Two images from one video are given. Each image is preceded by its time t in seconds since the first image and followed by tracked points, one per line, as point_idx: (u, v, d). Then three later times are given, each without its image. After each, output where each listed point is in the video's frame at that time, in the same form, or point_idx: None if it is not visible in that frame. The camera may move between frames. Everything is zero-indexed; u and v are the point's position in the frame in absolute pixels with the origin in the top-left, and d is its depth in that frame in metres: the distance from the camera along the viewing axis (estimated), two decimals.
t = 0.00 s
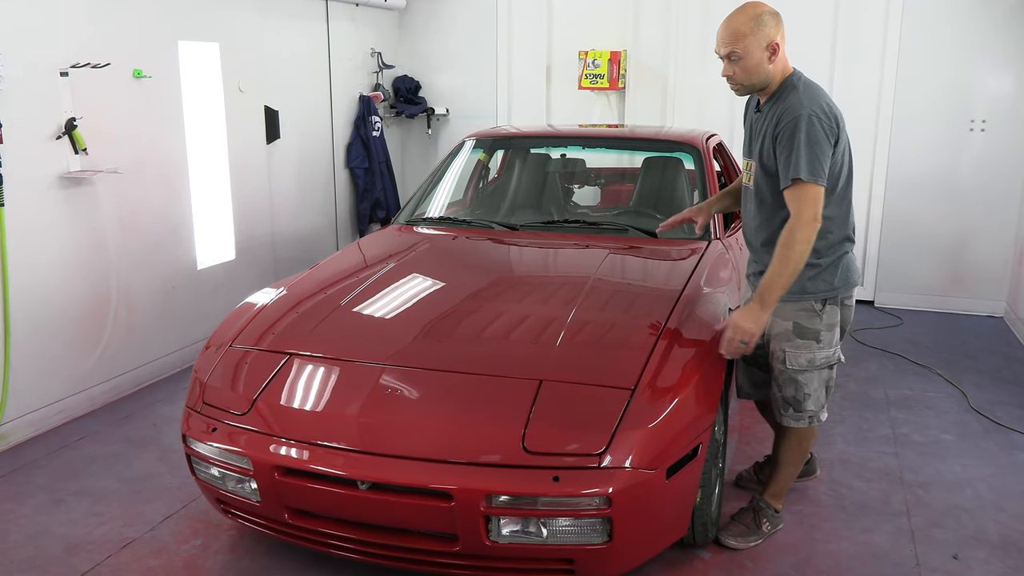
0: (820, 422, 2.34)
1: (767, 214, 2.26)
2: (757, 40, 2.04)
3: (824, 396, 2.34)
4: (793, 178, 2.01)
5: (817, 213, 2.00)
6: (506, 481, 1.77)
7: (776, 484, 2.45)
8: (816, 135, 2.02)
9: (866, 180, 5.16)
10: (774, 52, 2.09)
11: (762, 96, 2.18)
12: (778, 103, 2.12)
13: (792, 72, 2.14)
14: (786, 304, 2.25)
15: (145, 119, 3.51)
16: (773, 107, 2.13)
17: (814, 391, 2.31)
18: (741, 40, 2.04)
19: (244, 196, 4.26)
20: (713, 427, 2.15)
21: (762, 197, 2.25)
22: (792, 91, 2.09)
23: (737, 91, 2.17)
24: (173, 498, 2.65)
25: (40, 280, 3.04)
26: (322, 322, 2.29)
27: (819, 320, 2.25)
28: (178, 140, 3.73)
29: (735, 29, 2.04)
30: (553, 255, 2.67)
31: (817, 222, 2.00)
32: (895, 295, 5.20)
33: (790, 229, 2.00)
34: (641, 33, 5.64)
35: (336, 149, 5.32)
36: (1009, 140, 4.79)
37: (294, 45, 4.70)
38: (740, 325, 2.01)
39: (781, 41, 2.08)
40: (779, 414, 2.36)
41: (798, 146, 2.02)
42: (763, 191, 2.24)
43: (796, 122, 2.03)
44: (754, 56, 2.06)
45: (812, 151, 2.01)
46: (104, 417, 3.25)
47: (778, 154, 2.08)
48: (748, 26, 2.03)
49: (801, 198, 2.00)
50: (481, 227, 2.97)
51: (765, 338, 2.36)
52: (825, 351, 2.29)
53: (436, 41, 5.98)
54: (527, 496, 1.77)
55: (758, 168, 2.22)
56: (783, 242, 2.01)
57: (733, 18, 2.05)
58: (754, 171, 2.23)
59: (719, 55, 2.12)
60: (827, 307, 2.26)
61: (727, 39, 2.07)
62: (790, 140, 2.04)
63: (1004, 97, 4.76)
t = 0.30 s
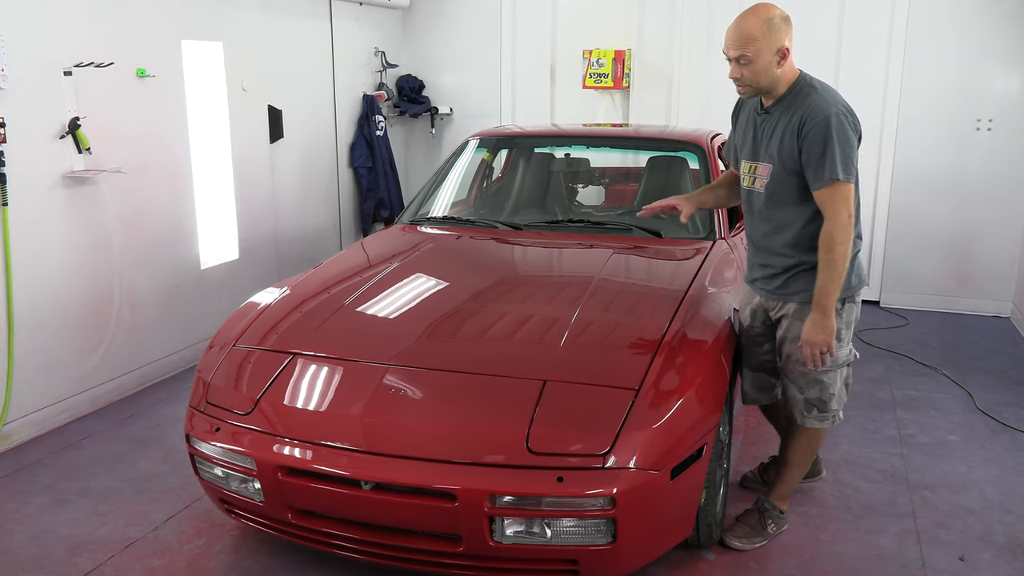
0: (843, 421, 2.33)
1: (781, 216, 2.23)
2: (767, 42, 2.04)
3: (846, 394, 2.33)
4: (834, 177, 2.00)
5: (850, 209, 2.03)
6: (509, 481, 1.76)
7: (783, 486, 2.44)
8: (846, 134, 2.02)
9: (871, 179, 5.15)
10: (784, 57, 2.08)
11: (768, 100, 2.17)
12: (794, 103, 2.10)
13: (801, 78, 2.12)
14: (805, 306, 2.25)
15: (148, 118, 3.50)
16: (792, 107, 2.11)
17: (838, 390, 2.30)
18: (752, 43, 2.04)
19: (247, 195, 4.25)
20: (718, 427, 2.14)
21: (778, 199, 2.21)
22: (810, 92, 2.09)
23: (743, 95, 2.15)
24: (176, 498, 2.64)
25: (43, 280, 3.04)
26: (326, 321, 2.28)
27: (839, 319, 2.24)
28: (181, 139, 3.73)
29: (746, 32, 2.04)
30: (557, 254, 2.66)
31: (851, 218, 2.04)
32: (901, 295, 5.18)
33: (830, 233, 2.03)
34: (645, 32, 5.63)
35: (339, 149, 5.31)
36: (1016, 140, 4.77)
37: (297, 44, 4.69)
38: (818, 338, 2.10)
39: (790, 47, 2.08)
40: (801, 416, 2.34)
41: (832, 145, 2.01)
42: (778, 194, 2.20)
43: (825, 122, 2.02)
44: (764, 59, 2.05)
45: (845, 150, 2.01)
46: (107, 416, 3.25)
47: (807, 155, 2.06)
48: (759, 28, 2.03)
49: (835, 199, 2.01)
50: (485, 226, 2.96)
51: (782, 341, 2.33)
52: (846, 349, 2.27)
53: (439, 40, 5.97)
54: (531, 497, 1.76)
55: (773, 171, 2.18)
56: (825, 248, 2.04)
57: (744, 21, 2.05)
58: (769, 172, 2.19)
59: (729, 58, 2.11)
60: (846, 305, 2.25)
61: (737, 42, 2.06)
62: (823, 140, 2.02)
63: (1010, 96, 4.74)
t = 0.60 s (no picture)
0: (849, 419, 2.33)
1: (787, 217, 2.22)
2: (775, 40, 2.04)
3: (851, 391, 2.32)
4: (845, 174, 2.01)
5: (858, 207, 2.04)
6: (508, 481, 1.76)
7: (783, 486, 2.44)
8: (854, 131, 2.04)
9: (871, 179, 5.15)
10: (788, 54, 2.09)
11: (770, 102, 2.17)
12: (798, 103, 2.11)
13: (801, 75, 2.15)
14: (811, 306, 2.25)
15: (148, 118, 3.50)
16: (797, 106, 2.11)
17: (844, 388, 2.29)
18: (763, 42, 2.02)
19: (247, 196, 4.25)
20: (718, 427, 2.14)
21: (784, 200, 2.20)
22: (814, 91, 2.10)
23: (752, 97, 2.13)
24: (176, 498, 2.64)
25: (43, 279, 3.03)
26: (326, 321, 2.28)
27: (844, 318, 2.23)
28: (182, 139, 3.73)
29: (756, 32, 2.02)
30: (557, 254, 2.66)
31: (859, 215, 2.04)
32: (901, 295, 5.18)
33: (838, 227, 2.03)
34: (646, 32, 5.63)
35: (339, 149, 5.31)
36: (1016, 139, 4.77)
37: (297, 44, 4.68)
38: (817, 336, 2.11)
39: (791, 43, 2.10)
40: (809, 416, 2.34)
41: (843, 143, 2.01)
42: (784, 194, 2.19)
43: (834, 119, 2.03)
44: (774, 58, 2.05)
45: (855, 147, 2.02)
46: (107, 416, 3.25)
47: (816, 153, 2.06)
48: (767, 27, 2.02)
49: (845, 195, 2.02)
50: (485, 226, 2.96)
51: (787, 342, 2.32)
52: (851, 347, 2.26)
53: (439, 40, 5.97)
54: (531, 497, 1.76)
55: (779, 172, 2.18)
56: (832, 242, 2.04)
57: (749, 21, 2.03)
58: (777, 173, 2.18)
59: (735, 62, 2.09)
60: (849, 303, 2.24)
61: (748, 43, 2.03)
62: (834, 138, 2.03)
63: (1011, 96, 4.74)
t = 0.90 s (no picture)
0: (839, 422, 2.33)
1: (776, 218, 2.22)
2: (758, 40, 2.02)
3: (842, 394, 2.33)
4: (822, 177, 1.99)
5: (839, 212, 2.01)
6: (508, 481, 1.76)
7: (781, 487, 2.44)
8: (838, 132, 2.02)
9: (872, 179, 5.15)
10: (774, 52, 2.07)
11: (760, 100, 2.15)
12: (785, 103, 2.10)
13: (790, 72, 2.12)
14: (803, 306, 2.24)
15: (147, 118, 3.50)
16: (783, 107, 2.10)
17: (834, 391, 2.30)
18: (746, 40, 2.01)
19: (247, 196, 4.25)
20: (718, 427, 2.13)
21: (772, 201, 2.21)
22: (801, 91, 2.09)
23: (738, 96, 2.12)
24: (176, 498, 2.64)
25: (43, 280, 3.04)
26: (326, 321, 2.28)
27: (836, 319, 2.24)
28: (181, 139, 3.73)
29: (739, 30, 2.01)
30: (557, 254, 2.65)
31: (838, 221, 2.01)
32: (901, 295, 5.18)
33: (810, 227, 2.01)
34: (647, 32, 5.63)
35: (339, 148, 5.31)
36: (1018, 140, 4.77)
37: (297, 44, 4.68)
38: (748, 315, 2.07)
39: (778, 41, 2.07)
40: (799, 416, 2.34)
41: (823, 145, 2.01)
42: (772, 196, 2.20)
43: (817, 120, 2.02)
44: (758, 56, 2.03)
45: (837, 148, 2.01)
46: (107, 416, 3.25)
47: (799, 154, 2.06)
48: (752, 25, 2.00)
49: (824, 198, 2.00)
50: (485, 226, 2.96)
51: (778, 342, 2.33)
52: (841, 349, 2.28)
53: (439, 40, 5.97)
54: (531, 497, 1.76)
55: (767, 172, 2.18)
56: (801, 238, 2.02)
57: (732, 21, 2.02)
58: (764, 174, 2.19)
59: (720, 61, 2.08)
60: (841, 306, 2.25)
61: (731, 41, 2.02)
62: (815, 139, 2.02)
63: (1011, 96, 4.74)
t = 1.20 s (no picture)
0: (827, 423, 2.35)
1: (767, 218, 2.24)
2: (737, 44, 2.03)
3: (832, 397, 2.34)
4: (780, 175, 1.97)
5: (789, 213, 1.97)
6: (508, 482, 1.76)
7: (779, 487, 2.44)
8: (811, 134, 2.00)
9: (872, 178, 5.15)
10: (760, 54, 2.07)
11: (753, 99, 2.16)
12: (771, 105, 2.10)
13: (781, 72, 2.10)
14: (792, 308, 2.26)
15: (147, 118, 3.50)
16: (767, 109, 2.11)
17: (823, 393, 2.31)
18: (726, 45, 2.02)
19: (247, 196, 4.25)
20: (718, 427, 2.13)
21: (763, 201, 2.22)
22: (787, 92, 2.08)
23: (726, 97, 2.15)
24: (176, 498, 2.64)
25: (43, 280, 3.04)
26: (326, 321, 2.28)
27: (825, 323, 2.26)
28: (181, 139, 3.72)
29: (719, 34, 2.03)
30: (557, 254, 2.65)
31: (783, 222, 1.96)
32: (901, 295, 5.18)
33: (754, 213, 1.98)
34: (647, 32, 5.63)
35: (339, 147, 5.30)
36: (1018, 140, 4.77)
37: (297, 43, 4.68)
38: (660, 266, 2.05)
39: (765, 42, 2.06)
40: (787, 418, 2.36)
41: (793, 145, 1.99)
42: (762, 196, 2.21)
43: (791, 122, 2.01)
44: (741, 60, 2.04)
45: (807, 149, 1.99)
46: (107, 416, 3.25)
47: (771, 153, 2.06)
48: (733, 29, 2.01)
49: (778, 193, 1.97)
50: (485, 226, 2.96)
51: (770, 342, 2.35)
52: (832, 352, 2.29)
53: (439, 40, 5.97)
54: (531, 497, 1.76)
55: (755, 172, 2.20)
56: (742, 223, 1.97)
57: (713, 25, 2.05)
58: (751, 175, 2.21)
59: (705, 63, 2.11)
60: (832, 309, 2.26)
61: (712, 45, 2.05)
62: (784, 138, 2.01)
63: (1011, 96, 4.74)
